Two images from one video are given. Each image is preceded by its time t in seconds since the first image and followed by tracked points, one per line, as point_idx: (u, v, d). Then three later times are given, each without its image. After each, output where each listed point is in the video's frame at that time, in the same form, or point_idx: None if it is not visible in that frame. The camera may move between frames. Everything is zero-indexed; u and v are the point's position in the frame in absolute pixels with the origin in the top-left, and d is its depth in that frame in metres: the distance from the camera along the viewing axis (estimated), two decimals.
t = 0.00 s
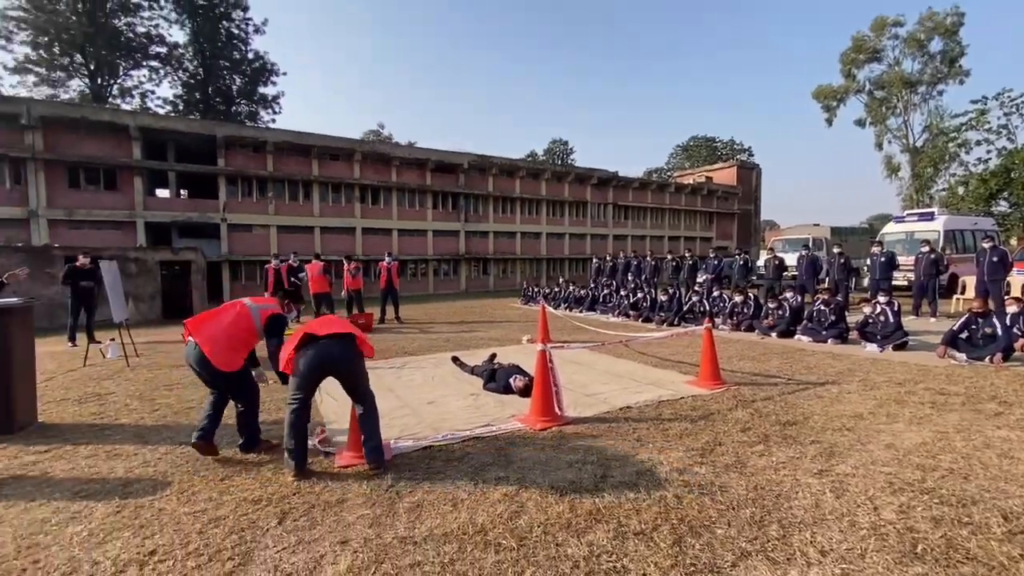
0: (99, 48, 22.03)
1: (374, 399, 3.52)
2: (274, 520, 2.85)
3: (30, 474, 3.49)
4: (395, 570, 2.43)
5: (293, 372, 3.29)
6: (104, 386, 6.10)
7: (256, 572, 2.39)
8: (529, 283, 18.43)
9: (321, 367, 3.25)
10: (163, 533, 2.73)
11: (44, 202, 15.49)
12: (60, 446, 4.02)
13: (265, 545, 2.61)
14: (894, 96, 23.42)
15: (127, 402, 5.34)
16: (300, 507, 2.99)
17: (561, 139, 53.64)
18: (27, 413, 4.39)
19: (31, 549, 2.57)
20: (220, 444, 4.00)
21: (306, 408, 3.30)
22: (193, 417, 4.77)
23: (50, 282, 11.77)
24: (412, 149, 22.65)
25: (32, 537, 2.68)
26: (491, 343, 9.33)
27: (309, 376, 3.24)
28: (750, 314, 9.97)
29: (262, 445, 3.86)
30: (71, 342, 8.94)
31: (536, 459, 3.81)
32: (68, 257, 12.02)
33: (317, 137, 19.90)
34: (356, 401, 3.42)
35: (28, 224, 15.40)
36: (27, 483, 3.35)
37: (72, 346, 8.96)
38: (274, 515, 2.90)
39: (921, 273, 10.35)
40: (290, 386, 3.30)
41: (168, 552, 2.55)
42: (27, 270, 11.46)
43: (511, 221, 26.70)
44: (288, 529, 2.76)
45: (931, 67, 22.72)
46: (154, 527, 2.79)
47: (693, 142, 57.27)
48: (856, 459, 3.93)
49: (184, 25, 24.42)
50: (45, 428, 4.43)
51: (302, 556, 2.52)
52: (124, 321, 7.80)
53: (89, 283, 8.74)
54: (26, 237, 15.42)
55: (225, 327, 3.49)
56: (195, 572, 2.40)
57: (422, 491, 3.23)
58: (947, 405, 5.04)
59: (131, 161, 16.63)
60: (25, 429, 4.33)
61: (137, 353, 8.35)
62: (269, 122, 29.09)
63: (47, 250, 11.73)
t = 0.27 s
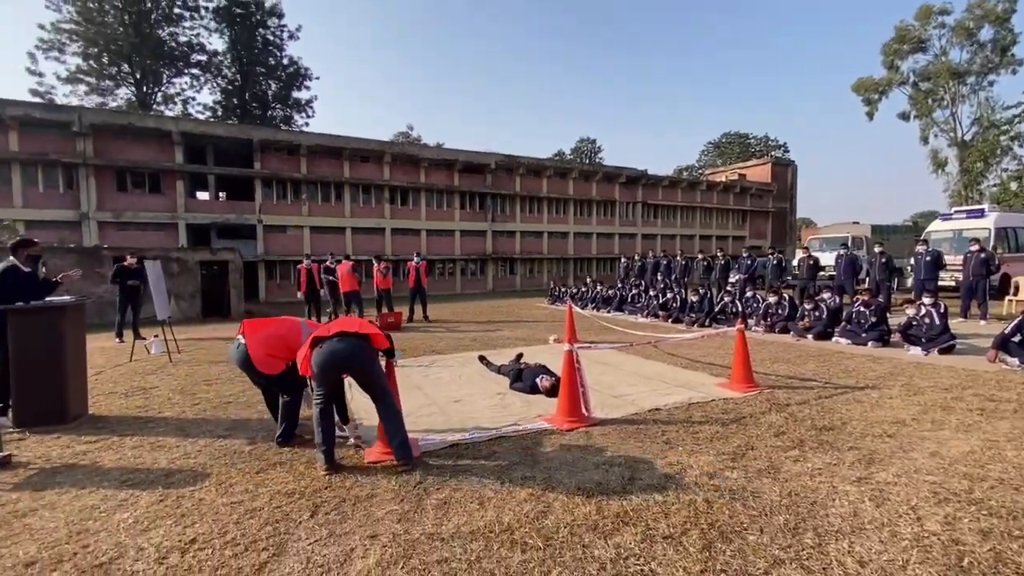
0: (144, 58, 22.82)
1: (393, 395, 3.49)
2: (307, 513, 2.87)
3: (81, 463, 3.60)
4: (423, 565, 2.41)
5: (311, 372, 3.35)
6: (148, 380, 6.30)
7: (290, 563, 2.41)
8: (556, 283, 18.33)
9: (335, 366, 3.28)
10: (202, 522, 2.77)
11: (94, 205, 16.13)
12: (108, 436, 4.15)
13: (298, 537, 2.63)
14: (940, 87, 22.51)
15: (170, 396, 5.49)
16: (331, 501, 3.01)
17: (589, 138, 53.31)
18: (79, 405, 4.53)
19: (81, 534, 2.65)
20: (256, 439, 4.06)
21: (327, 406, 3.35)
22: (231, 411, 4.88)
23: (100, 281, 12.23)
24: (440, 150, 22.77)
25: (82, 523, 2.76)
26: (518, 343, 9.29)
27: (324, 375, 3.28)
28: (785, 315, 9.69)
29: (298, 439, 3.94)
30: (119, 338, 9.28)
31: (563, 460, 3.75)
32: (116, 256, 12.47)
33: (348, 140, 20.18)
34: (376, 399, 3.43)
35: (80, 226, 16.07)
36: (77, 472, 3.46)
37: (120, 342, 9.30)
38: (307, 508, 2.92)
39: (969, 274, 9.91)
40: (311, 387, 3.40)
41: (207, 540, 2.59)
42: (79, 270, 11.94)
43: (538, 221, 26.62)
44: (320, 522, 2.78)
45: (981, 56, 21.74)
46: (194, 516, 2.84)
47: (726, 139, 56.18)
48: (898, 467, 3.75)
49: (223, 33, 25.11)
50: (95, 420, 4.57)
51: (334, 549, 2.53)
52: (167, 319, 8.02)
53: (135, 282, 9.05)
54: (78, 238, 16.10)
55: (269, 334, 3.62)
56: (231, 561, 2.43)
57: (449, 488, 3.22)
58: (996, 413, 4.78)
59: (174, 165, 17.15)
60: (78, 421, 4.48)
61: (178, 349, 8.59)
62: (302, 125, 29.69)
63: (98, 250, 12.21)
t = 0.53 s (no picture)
0: (179, 65, 23.45)
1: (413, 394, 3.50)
2: (333, 507, 2.89)
3: (119, 455, 3.70)
4: (445, 562, 2.41)
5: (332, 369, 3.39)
6: (182, 376, 6.46)
7: (317, 556, 2.42)
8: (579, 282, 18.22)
9: (355, 363, 3.30)
10: (234, 514, 2.82)
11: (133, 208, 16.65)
12: (145, 430, 4.26)
13: (325, 531, 2.64)
14: (981, 80, 21.68)
15: (203, 391, 5.62)
16: (357, 496, 3.02)
17: (613, 136, 52.92)
18: (118, 399, 4.65)
19: (120, 523, 2.72)
20: (284, 434, 4.12)
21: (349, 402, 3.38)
22: (261, 407, 4.96)
23: (138, 280, 12.58)
24: (464, 150, 22.85)
25: (121, 512, 2.84)
26: (540, 343, 9.25)
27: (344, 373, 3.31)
28: (816, 316, 9.44)
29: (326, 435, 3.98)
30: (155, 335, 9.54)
31: (585, 461, 3.71)
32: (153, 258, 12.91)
33: (373, 142, 20.41)
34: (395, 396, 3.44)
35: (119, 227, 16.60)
36: (116, 463, 3.56)
37: (156, 339, 9.56)
38: (333, 502, 2.94)
39: (1012, 275, 9.52)
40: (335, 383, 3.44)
41: (238, 532, 2.63)
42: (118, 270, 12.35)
43: (561, 220, 26.51)
44: (346, 517, 2.79)
45: None
46: (225, 508, 2.89)
47: (755, 136, 55.12)
48: (935, 474, 3.61)
49: (254, 39, 25.65)
50: (133, 414, 4.69)
51: (359, 543, 2.54)
52: (201, 317, 8.18)
53: (173, 282, 9.31)
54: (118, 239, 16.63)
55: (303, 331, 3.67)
56: (261, 553, 2.46)
57: (472, 487, 3.20)
58: None
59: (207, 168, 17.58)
60: (117, 415, 4.61)
61: (211, 347, 8.80)
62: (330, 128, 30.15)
63: (135, 252, 12.66)
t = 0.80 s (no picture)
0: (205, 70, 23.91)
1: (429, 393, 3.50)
2: (353, 504, 2.91)
3: (148, 450, 3.79)
4: (463, 560, 2.41)
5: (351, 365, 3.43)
6: (208, 374, 6.60)
7: (338, 551, 2.44)
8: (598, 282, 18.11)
9: (372, 361, 3.32)
10: (257, 509, 2.86)
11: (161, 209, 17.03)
12: (173, 425, 4.35)
13: (345, 527, 2.67)
14: (1015, 73, 20.98)
15: (228, 389, 5.72)
16: (376, 493, 3.04)
17: (632, 135, 52.54)
18: (146, 395, 4.75)
19: (149, 515, 2.78)
20: (306, 431, 4.17)
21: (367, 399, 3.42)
22: (284, 404, 5.03)
23: (166, 280, 12.84)
24: (482, 150, 22.89)
25: (150, 505, 2.90)
26: (558, 343, 9.22)
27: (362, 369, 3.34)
28: (841, 317, 9.24)
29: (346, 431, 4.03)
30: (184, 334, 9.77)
31: (603, 462, 3.68)
32: (181, 258, 13.14)
33: (392, 143, 20.56)
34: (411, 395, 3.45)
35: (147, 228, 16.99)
36: (145, 458, 3.64)
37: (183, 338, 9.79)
38: (353, 499, 2.96)
39: None
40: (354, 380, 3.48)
41: (261, 526, 2.66)
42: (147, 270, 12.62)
43: (579, 220, 26.39)
44: (365, 513, 2.81)
45: None
46: (249, 503, 2.93)
47: (778, 133, 54.18)
48: (966, 480, 3.50)
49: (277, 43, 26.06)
50: (160, 410, 4.79)
51: (378, 540, 2.55)
52: (226, 316, 8.35)
53: (202, 282, 9.49)
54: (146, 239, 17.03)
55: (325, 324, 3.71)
56: (283, 547, 2.49)
57: (490, 486, 3.20)
58: None
59: (232, 171, 17.90)
60: (146, 410, 4.71)
61: (236, 345, 8.96)
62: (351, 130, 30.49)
63: (165, 252, 12.90)
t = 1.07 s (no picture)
0: (223, 73, 24.24)
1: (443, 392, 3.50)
2: (367, 501, 2.92)
3: (168, 446, 3.84)
4: (476, 559, 2.40)
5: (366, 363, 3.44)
6: (225, 372, 6.68)
7: (352, 548, 2.45)
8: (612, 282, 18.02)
9: (386, 359, 3.33)
10: (273, 505, 2.88)
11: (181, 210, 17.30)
12: (192, 423, 4.40)
13: (359, 524, 2.67)
14: None
15: (245, 387, 5.79)
16: (390, 491, 3.05)
17: (647, 134, 52.21)
18: (166, 393, 4.80)
19: (168, 511, 2.81)
20: (321, 429, 4.19)
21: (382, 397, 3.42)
22: (300, 402, 5.07)
23: (185, 280, 12.98)
24: (496, 150, 22.91)
25: (170, 500, 2.94)
26: (572, 343, 9.18)
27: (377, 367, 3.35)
28: (861, 318, 9.07)
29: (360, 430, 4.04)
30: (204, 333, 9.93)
31: (617, 463, 3.64)
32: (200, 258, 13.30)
33: (407, 144, 20.67)
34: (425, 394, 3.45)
35: (168, 229, 17.26)
36: (165, 454, 3.68)
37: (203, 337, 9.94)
38: (367, 497, 2.97)
39: None
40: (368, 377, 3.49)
41: (277, 522, 2.68)
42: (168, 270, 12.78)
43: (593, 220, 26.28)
44: (379, 512, 2.81)
45: None
46: (266, 499, 2.95)
47: (795, 130, 53.47)
48: (991, 485, 3.41)
49: (293, 46, 26.34)
50: (179, 407, 4.84)
51: (392, 538, 2.55)
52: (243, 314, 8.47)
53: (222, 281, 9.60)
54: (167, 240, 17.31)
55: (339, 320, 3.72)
56: (299, 544, 2.49)
57: (503, 485, 3.19)
58: None
59: (249, 172, 18.12)
60: (167, 408, 4.76)
61: (253, 343, 9.07)
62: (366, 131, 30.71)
63: (185, 252, 13.08)
